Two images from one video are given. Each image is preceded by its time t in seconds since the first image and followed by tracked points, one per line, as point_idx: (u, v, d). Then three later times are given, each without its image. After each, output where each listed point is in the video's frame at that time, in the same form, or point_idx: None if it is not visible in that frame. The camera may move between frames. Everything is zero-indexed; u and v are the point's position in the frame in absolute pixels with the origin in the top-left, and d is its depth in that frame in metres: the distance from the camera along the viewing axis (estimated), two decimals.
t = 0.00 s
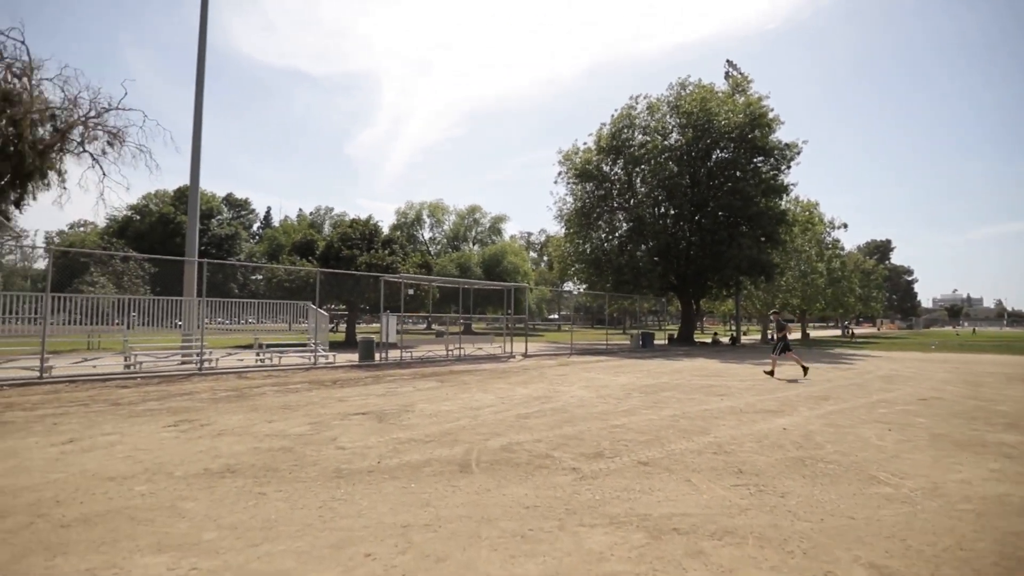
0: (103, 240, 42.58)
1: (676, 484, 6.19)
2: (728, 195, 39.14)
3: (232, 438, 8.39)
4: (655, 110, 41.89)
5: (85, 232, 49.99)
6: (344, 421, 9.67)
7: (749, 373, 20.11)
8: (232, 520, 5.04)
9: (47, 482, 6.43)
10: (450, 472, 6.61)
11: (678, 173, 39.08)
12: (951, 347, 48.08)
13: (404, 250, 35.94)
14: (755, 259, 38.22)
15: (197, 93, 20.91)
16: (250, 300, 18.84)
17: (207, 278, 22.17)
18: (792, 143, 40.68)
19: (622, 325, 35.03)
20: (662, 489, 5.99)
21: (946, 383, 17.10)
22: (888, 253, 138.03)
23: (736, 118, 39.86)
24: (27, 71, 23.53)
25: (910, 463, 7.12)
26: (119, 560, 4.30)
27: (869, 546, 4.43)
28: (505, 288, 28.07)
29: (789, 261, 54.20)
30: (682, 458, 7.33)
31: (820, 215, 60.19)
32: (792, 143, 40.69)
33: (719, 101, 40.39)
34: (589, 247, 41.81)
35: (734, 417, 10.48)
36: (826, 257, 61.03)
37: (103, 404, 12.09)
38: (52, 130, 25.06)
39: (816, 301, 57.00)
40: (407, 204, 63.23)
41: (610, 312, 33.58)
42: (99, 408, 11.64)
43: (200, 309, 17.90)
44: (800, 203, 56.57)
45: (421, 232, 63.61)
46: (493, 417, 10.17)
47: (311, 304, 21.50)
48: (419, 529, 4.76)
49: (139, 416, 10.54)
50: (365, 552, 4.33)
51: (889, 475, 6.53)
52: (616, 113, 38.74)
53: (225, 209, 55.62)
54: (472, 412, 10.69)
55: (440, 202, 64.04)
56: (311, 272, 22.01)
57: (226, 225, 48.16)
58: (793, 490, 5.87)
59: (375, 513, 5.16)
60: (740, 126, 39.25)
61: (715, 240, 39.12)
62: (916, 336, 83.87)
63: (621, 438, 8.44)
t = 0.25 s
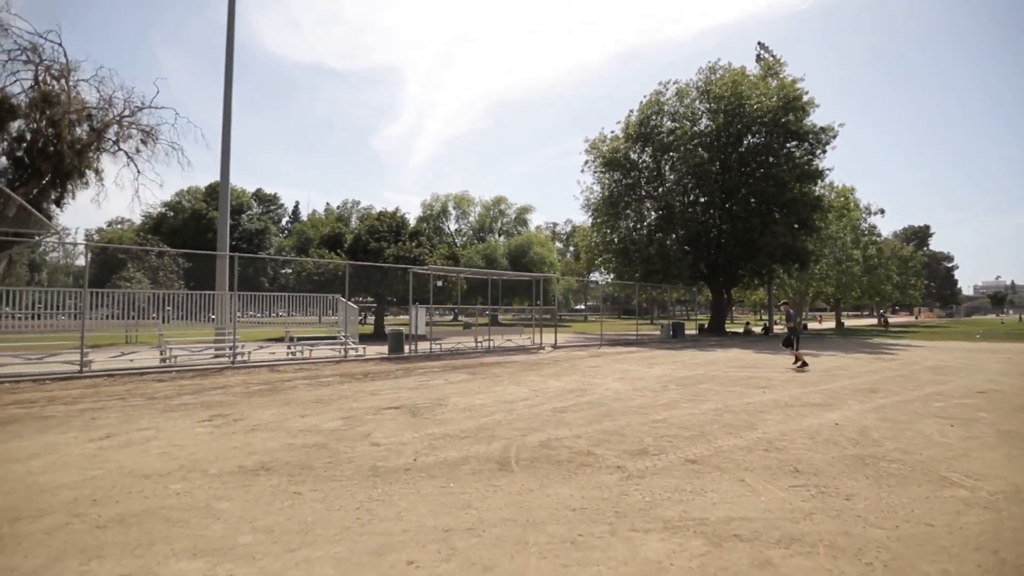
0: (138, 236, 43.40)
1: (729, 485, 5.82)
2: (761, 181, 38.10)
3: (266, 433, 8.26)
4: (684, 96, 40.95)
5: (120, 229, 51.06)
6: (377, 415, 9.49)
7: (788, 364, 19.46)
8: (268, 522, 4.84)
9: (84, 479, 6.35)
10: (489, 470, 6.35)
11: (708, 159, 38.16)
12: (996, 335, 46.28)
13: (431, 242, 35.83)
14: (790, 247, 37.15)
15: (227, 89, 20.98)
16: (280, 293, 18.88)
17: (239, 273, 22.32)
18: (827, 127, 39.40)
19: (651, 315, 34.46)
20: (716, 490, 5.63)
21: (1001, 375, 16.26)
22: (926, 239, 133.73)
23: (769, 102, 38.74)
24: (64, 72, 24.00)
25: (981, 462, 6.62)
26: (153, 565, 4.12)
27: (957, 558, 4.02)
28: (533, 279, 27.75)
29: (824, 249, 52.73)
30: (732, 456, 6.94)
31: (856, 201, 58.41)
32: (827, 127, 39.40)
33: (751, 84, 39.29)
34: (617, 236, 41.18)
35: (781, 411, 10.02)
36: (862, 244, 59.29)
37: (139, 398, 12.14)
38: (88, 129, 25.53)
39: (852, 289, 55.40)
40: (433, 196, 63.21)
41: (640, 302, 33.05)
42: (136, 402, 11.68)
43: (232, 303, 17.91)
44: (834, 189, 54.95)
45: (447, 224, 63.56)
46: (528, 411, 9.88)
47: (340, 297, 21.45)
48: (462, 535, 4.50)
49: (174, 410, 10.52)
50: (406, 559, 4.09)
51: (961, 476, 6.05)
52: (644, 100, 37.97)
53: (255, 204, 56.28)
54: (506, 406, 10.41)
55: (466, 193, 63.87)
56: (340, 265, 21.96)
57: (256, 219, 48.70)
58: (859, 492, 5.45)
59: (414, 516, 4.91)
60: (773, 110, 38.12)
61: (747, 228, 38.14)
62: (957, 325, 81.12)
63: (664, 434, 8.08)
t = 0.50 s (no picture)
0: (156, 240, 43.73)
1: (780, 485, 5.46)
2: (780, 168, 37.30)
3: (288, 436, 8.03)
4: (699, 84, 40.24)
5: (138, 233, 51.53)
6: (400, 415, 9.22)
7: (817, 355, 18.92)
8: (294, 534, 4.58)
9: (104, 486, 6.15)
10: (522, 473, 6.04)
11: (726, 148, 37.44)
12: None
13: (447, 239, 35.60)
14: (811, 235, 36.34)
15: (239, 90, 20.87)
16: (297, 293, 18.86)
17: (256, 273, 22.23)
18: (847, 111, 38.47)
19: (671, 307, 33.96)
20: (767, 492, 5.27)
21: None
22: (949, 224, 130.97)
23: (786, 87, 37.90)
24: (80, 78, 24.08)
25: None
26: None
27: None
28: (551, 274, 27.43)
29: (845, 236, 51.67)
30: (777, 453, 6.56)
31: (877, 186, 57.18)
32: (847, 111, 38.48)
33: (768, 70, 38.47)
34: (634, 228, 40.61)
35: (819, 403, 9.59)
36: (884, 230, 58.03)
37: (159, 401, 12.00)
38: (105, 134, 25.61)
39: (875, 276, 54.27)
40: (447, 192, 63.01)
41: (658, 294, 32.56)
42: (156, 405, 11.55)
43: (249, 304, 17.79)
44: (855, 174, 53.80)
45: (461, 220, 63.33)
46: (556, 409, 9.55)
47: (358, 295, 21.24)
48: (500, 545, 4.19)
49: (194, 413, 10.35)
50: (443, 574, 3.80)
51: None
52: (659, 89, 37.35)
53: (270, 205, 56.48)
54: (532, 404, 10.09)
55: (479, 189, 63.58)
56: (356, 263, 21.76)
57: (271, 220, 48.84)
58: (923, 493, 5.06)
59: (447, 525, 4.61)
60: (792, 95, 37.28)
61: (767, 216, 37.39)
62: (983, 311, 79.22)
63: (701, 431, 7.72)
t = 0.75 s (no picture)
0: (193, 241, 44.57)
1: (854, 498, 5.00)
2: (819, 161, 36.09)
3: (324, 440, 7.81)
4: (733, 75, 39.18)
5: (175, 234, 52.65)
6: (437, 418, 8.94)
7: (865, 353, 18.09)
8: (332, 548, 4.30)
9: (139, 491, 6.00)
10: (569, 482, 5.68)
11: (762, 140, 36.36)
12: None
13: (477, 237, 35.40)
14: (853, 229, 35.07)
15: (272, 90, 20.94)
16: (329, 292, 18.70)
17: (289, 273, 22.29)
18: (890, 99, 37.00)
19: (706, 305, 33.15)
20: (841, 505, 4.82)
21: None
22: (996, 216, 125.94)
23: (825, 76, 36.61)
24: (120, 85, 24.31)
25: None
26: None
27: None
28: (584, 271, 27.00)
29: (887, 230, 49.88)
30: (843, 462, 6.08)
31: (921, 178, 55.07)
32: (890, 99, 37.01)
33: (806, 58, 37.22)
34: (666, 225, 39.80)
35: (880, 406, 9.00)
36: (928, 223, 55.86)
37: (196, 401, 11.97)
38: (144, 138, 26.03)
39: (919, 271, 52.27)
40: (476, 191, 62.92)
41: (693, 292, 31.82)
42: (192, 405, 11.51)
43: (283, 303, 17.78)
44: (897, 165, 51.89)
45: (491, 218, 63.17)
46: (598, 411, 9.16)
47: (389, 294, 21.08)
48: (554, 566, 3.85)
49: (230, 414, 10.25)
50: None
51: None
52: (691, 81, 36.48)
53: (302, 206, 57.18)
54: (572, 405, 9.71)
55: (509, 187, 63.32)
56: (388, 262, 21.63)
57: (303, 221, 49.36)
58: (1020, 511, 4.55)
59: (494, 540, 4.28)
60: (831, 84, 35.99)
61: (806, 211, 36.23)
62: None
63: (756, 437, 7.25)
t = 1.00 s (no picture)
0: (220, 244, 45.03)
1: (933, 517, 4.52)
2: (851, 156, 34.98)
3: (351, 446, 7.51)
4: (761, 69, 38.20)
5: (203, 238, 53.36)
6: (467, 424, 8.59)
7: (909, 355, 17.31)
8: (363, 570, 3.97)
9: (161, 501, 5.75)
10: (613, 496, 5.28)
11: (792, 136, 35.37)
12: None
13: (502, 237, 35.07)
14: (888, 226, 33.93)
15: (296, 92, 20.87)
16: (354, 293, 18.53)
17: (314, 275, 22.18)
18: (927, 91, 35.70)
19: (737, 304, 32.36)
20: (920, 526, 4.34)
21: None
22: None
23: (858, 68, 35.44)
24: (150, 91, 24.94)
25: None
26: None
27: None
28: (610, 271, 26.47)
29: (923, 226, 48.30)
30: (912, 474, 5.58)
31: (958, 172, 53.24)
32: (927, 91, 35.70)
33: (837, 51, 36.08)
34: (693, 224, 39.01)
35: (938, 413, 8.41)
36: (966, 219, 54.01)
37: (222, 405, 11.80)
38: (174, 143, 26.28)
39: (957, 269, 50.52)
40: (499, 191, 62.66)
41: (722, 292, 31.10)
42: (218, 409, 11.34)
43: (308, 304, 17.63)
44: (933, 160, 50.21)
45: (513, 219, 62.84)
46: (635, 417, 8.72)
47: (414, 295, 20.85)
48: None
49: (255, 419, 10.03)
50: None
51: None
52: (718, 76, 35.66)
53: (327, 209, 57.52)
54: (607, 411, 9.29)
55: (532, 187, 62.93)
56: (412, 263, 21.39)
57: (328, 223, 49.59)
58: None
59: (538, 564, 3.92)
60: (864, 76, 34.80)
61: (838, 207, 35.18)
62: None
63: (809, 446, 6.76)
